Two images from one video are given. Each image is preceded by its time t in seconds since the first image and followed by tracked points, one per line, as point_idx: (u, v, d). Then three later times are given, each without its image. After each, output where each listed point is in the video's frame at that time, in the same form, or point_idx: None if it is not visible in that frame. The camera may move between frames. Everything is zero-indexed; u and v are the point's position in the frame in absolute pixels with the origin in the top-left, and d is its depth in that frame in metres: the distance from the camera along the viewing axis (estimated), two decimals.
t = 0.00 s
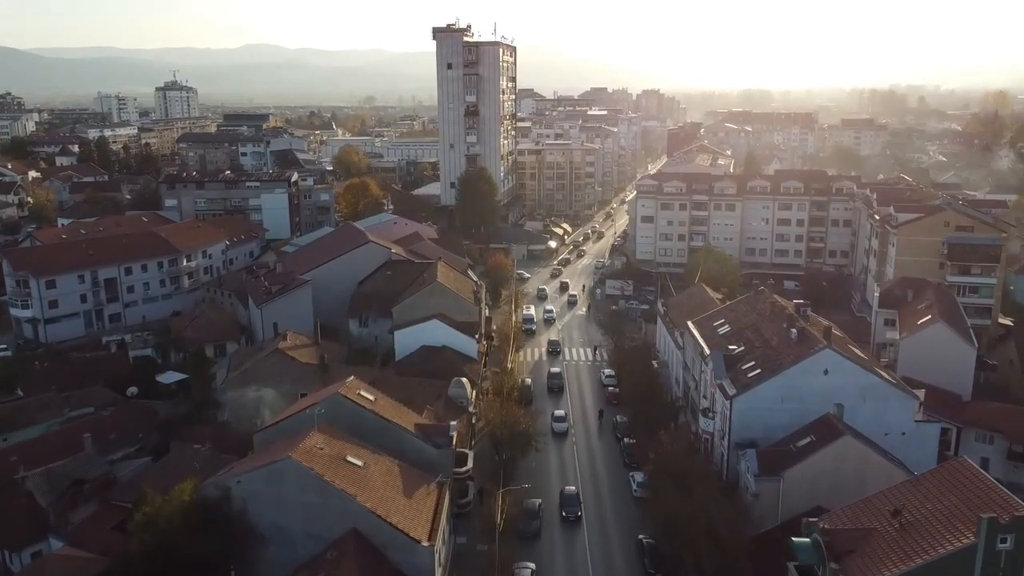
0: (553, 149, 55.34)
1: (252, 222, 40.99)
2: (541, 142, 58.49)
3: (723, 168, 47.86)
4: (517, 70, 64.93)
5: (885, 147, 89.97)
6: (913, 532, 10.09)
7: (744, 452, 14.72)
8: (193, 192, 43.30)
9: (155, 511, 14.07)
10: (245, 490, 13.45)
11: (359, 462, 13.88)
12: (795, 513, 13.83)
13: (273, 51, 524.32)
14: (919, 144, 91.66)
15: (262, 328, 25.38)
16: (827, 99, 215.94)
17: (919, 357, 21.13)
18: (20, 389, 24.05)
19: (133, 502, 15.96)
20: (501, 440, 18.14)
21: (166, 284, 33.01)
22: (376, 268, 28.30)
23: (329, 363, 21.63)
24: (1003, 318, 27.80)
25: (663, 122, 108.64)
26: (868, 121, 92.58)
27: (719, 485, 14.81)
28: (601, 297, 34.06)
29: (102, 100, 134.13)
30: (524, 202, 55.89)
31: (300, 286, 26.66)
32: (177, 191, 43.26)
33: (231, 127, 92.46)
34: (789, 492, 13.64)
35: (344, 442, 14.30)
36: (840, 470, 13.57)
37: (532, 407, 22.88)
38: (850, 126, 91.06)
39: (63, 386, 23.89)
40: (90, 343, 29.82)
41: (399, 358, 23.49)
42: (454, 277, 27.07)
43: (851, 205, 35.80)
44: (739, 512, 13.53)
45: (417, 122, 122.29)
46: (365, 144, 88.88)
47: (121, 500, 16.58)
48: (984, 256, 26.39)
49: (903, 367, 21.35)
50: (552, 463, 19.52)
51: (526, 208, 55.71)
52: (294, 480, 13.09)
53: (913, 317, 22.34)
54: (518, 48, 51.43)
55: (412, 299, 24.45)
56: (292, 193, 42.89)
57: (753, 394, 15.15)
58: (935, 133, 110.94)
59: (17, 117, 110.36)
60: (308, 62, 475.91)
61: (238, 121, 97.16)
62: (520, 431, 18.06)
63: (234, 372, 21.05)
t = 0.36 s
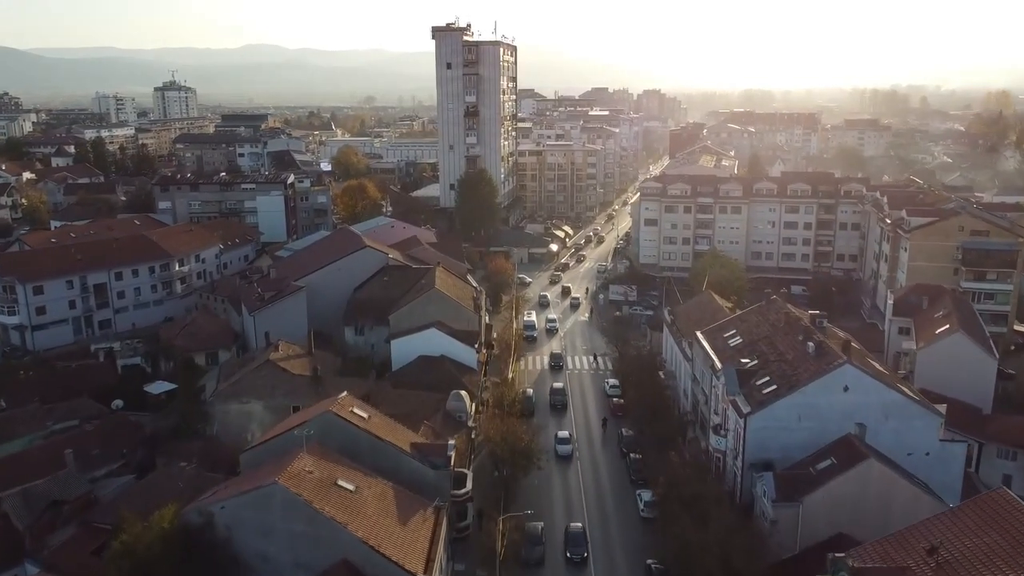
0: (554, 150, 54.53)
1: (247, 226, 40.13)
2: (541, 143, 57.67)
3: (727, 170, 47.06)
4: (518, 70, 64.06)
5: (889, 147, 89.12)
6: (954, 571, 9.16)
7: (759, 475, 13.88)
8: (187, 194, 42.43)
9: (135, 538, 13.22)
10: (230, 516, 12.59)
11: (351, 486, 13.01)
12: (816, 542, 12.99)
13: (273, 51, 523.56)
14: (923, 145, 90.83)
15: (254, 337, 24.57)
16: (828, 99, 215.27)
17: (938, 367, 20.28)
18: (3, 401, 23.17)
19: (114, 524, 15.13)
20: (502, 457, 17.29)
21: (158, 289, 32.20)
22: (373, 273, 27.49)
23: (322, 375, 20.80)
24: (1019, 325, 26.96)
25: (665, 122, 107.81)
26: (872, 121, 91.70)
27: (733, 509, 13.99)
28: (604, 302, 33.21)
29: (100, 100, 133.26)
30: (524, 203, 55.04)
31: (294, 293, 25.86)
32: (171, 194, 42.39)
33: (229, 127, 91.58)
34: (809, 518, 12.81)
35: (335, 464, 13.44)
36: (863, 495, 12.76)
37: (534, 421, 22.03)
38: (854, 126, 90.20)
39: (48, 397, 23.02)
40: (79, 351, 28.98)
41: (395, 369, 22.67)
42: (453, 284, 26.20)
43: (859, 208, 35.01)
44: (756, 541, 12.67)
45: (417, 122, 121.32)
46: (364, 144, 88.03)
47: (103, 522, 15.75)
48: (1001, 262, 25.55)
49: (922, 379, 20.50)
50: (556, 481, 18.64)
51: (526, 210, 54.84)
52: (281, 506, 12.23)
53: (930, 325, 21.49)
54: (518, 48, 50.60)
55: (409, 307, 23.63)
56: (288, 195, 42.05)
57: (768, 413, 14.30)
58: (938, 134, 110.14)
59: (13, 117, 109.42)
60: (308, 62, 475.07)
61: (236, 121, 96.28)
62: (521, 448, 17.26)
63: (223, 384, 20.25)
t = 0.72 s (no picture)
0: (555, 151, 53.72)
1: (242, 229, 39.31)
2: (542, 143, 56.82)
3: (732, 171, 46.26)
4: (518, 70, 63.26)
5: (893, 147, 88.27)
6: None
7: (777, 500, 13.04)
8: (182, 197, 41.64)
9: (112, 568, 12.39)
10: (212, 546, 11.75)
11: (342, 514, 12.15)
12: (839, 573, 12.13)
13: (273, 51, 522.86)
14: (928, 145, 89.98)
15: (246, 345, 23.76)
16: (829, 99, 214.45)
17: (958, 379, 19.44)
18: None
19: (93, 550, 14.32)
20: (503, 477, 16.43)
21: (149, 295, 31.36)
22: (370, 279, 26.67)
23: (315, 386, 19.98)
24: None
25: (667, 123, 106.98)
26: (875, 121, 90.82)
27: (748, 536, 13.17)
28: (608, 308, 32.38)
29: (98, 100, 132.49)
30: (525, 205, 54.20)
31: (287, 300, 25.04)
32: (165, 196, 41.62)
33: (227, 128, 90.79)
34: (832, 548, 11.95)
35: (325, 490, 12.57)
36: (890, 523, 11.91)
37: (536, 435, 21.17)
38: (857, 127, 89.33)
39: (31, 409, 22.16)
40: (67, 358, 28.11)
41: (392, 380, 21.84)
42: (451, 290, 25.36)
43: (869, 211, 34.21)
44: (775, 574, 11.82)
45: (416, 122, 120.50)
46: (363, 145, 87.21)
47: (82, 546, 14.93)
48: (1019, 268, 24.73)
49: (940, 391, 19.66)
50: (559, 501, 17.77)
51: (527, 212, 54.03)
52: (266, 536, 11.37)
53: (948, 335, 20.67)
54: (519, 47, 49.79)
55: (407, 315, 22.80)
56: (284, 197, 41.29)
57: (785, 433, 13.45)
58: (942, 134, 109.24)
59: (11, 117, 108.62)
60: (308, 61, 474.37)
61: (234, 121, 95.47)
62: (524, 467, 16.38)
63: (212, 395, 19.43)
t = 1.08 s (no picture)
0: (556, 152, 52.86)
1: (237, 232, 38.43)
2: (543, 145, 55.96)
3: (736, 173, 45.43)
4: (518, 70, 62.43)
5: (897, 149, 87.39)
6: None
7: (797, 529, 12.22)
8: (175, 199, 40.82)
9: None
10: None
11: (331, 546, 11.26)
12: None
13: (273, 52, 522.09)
14: (932, 146, 89.07)
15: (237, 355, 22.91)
16: (830, 100, 213.63)
17: (979, 393, 18.60)
18: None
19: None
20: (503, 498, 15.59)
21: (140, 301, 30.51)
22: (366, 286, 25.81)
23: (308, 399, 19.12)
24: None
25: (668, 124, 106.13)
26: (879, 122, 89.88)
27: (764, 567, 12.38)
28: (611, 314, 31.52)
29: (96, 101, 131.64)
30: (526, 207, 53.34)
31: (280, 308, 24.21)
32: (158, 199, 40.76)
33: (224, 129, 89.96)
34: None
35: (314, 520, 11.68)
36: (920, 556, 11.09)
37: (539, 451, 20.34)
38: (861, 128, 88.40)
39: (13, 422, 21.26)
40: (54, 367, 27.19)
41: (388, 391, 20.98)
42: (450, 297, 24.53)
43: (878, 214, 33.39)
44: None
45: (416, 123, 119.63)
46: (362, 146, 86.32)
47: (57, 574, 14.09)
48: None
49: (961, 405, 18.83)
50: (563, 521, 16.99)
51: (527, 214, 53.16)
52: (249, 572, 10.48)
53: (968, 346, 19.84)
54: (519, 47, 48.96)
55: (404, 323, 21.97)
56: (280, 199, 40.47)
57: (805, 456, 12.61)
58: (946, 134, 108.26)
59: (8, 117, 107.82)
60: (308, 62, 473.70)
61: (232, 122, 94.64)
62: (526, 488, 15.53)
63: (200, 410, 18.61)
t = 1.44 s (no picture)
0: (557, 153, 52.00)
1: (231, 236, 37.62)
2: (544, 146, 55.11)
3: (741, 175, 44.61)
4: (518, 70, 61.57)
5: (901, 149, 86.50)
6: None
7: (820, 561, 11.38)
8: (169, 202, 39.97)
9: None
10: None
11: None
12: None
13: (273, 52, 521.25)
14: (936, 147, 88.18)
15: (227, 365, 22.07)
16: (831, 100, 212.74)
17: (1003, 407, 17.76)
18: None
19: None
20: (504, 521, 14.74)
21: (131, 307, 29.69)
22: (362, 293, 24.96)
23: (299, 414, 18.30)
24: None
25: (670, 124, 105.31)
26: (883, 122, 88.99)
27: None
28: (615, 321, 30.70)
29: (94, 102, 130.76)
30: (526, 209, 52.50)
31: (273, 316, 23.40)
32: (152, 201, 39.93)
33: (222, 129, 89.09)
34: None
35: (300, 553, 10.76)
36: None
37: (541, 467, 19.50)
38: (864, 128, 87.50)
39: None
40: (40, 376, 26.35)
41: (384, 404, 20.16)
42: (448, 305, 23.71)
43: (889, 218, 32.59)
44: None
45: (415, 123, 118.76)
46: (360, 146, 85.44)
47: None
48: None
49: (983, 421, 18.00)
50: (567, 544, 16.16)
51: (528, 216, 52.31)
52: None
53: (990, 357, 19.00)
54: (520, 47, 48.10)
55: (400, 333, 21.14)
56: (276, 202, 39.65)
57: (828, 482, 11.77)
58: (949, 134, 107.48)
59: (5, 117, 106.94)
60: (308, 62, 472.92)
61: (230, 122, 93.77)
62: (529, 511, 14.68)
63: (187, 425, 17.78)
